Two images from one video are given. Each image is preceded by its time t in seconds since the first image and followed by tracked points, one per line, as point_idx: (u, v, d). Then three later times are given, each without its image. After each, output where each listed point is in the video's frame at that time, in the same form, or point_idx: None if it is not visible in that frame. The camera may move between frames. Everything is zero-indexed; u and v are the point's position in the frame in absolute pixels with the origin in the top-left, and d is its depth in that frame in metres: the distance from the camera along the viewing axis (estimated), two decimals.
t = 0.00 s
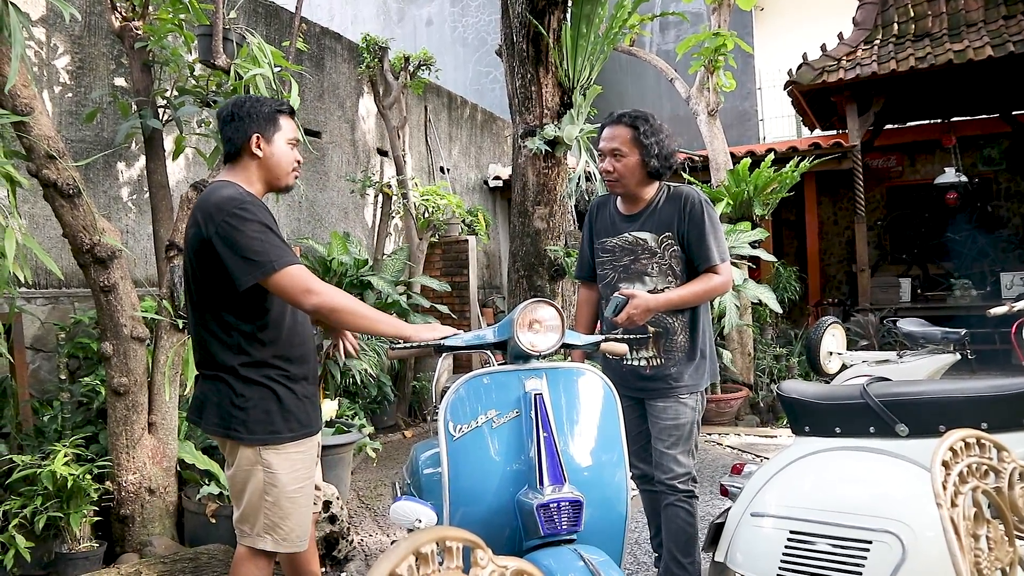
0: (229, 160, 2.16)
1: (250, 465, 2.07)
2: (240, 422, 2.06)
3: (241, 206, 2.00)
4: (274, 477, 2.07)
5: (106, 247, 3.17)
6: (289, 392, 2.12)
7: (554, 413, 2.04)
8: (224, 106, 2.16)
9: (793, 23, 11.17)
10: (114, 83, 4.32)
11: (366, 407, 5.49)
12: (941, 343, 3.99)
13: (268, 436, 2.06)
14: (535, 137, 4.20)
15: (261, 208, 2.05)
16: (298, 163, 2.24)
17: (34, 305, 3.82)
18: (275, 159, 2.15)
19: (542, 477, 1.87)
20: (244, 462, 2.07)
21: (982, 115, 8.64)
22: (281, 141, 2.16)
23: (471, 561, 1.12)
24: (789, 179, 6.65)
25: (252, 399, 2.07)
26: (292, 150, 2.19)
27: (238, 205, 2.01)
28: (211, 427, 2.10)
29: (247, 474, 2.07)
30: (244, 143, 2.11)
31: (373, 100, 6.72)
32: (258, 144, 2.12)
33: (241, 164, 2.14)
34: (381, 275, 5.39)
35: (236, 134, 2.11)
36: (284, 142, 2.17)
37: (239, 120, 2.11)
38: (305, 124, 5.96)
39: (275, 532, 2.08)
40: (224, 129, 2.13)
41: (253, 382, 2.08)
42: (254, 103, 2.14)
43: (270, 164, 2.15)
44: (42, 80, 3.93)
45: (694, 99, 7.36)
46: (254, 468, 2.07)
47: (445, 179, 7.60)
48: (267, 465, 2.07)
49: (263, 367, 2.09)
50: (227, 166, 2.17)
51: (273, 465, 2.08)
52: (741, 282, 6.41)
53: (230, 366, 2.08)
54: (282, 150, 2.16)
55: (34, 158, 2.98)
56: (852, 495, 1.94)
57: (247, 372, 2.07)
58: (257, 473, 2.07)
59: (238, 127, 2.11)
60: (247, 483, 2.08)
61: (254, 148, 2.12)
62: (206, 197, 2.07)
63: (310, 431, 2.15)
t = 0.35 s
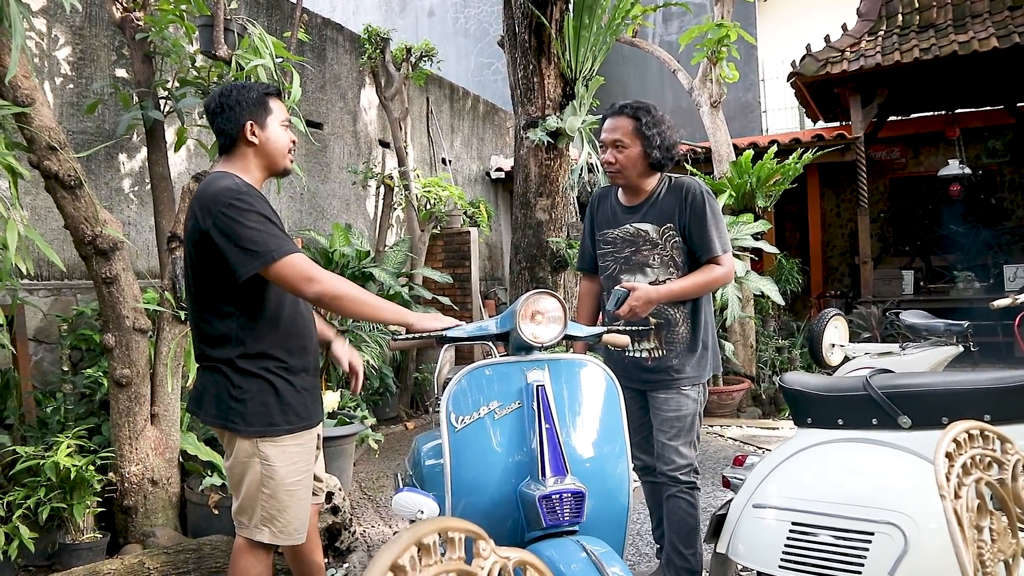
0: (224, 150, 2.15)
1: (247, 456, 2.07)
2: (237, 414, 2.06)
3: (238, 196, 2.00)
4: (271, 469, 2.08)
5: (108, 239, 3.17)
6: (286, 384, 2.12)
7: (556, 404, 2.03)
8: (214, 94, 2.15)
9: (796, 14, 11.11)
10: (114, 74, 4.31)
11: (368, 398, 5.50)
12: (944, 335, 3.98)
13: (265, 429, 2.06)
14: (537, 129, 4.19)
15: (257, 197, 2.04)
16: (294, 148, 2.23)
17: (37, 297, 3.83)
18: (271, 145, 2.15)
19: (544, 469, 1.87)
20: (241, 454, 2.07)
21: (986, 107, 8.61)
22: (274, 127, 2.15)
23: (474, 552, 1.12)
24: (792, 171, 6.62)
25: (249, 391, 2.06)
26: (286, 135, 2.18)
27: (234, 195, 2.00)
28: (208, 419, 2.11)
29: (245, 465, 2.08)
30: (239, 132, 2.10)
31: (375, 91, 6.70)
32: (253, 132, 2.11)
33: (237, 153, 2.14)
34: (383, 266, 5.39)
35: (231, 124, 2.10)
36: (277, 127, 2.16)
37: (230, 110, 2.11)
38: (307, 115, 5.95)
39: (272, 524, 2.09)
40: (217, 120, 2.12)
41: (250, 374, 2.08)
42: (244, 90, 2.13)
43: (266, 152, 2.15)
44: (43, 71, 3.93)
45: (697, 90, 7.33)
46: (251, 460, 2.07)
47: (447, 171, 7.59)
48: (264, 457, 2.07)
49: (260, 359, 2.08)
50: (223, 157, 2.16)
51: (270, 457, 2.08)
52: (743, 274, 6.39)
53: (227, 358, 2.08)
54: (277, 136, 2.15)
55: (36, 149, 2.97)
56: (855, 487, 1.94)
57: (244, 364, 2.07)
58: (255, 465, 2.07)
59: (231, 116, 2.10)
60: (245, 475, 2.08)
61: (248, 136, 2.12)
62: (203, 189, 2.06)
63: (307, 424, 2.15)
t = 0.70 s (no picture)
0: (230, 149, 2.16)
1: (245, 455, 2.08)
2: (234, 413, 2.06)
3: (242, 195, 2.00)
4: (268, 469, 2.08)
5: (110, 236, 3.17)
6: (284, 383, 2.12)
7: (558, 403, 2.03)
8: (221, 93, 2.15)
9: (799, 13, 11.10)
10: (118, 71, 4.32)
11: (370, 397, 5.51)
12: (946, 335, 3.97)
13: (262, 428, 2.07)
14: (539, 128, 4.18)
15: (262, 197, 2.04)
16: (302, 146, 2.23)
17: (39, 294, 3.84)
18: (279, 145, 2.15)
19: (546, 468, 1.88)
20: (239, 453, 2.08)
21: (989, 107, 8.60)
22: (281, 127, 2.15)
23: (476, 550, 1.13)
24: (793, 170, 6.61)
25: (247, 389, 2.07)
26: (292, 134, 2.18)
27: (238, 195, 2.00)
28: (206, 416, 2.11)
29: (242, 464, 2.08)
30: (245, 133, 2.11)
31: (377, 89, 6.70)
32: (259, 132, 2.11)
33: (243, 153, 2.15)
34: (385, 265, 5.38)
35: (237, 124, 2.10)
36: (284, 127, 2.16)
37: (236, 109, 2.10)
38: (309, 113, 5.95)
39: (270, 523, 2.09)
40: (223, 119, 2.12)
41: (248, 372, 2.08)
42: (250, 89, 2.12)
43: (272, 151, 2.15)
44: (46, 68, 3.93)
45: (699, 89, 7.32)
46: (249, 459, 2.08)
47: (449, 169, 7.59)
48: (262, 456, 2.08)
49: (258, 358, 2.08)
50: (230, 156, 2.17)
51: (267, 456, 2.08)
52: (745, 273, 6.39)
53: (226, 356, 2.09)
54: (283, 136, 2.15)
55: (39, 146, 2.98)
56: (857, 487, 1.94)
57: (242, 363, 2.08)
58: (253, 464, 2.08)
59: (236, 116, 2.10)
60: (243, 473, 2.09)
61: (254, 137, 2.12)
62: (207, 188, 2.07)
63: (305, 423, 2.15)
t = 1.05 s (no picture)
0: (225, 148, 2.15)
1: (241, 455, 2.07)
2: (231, 413, 2.05)
3: (239, 195, 2.00)
4: (265, 469, 2.07)
5: (105, 236, 3.16)
6: (280, 383, 2.11)
7: (554, 403, 2.03)
8: (217, 92, 2.14)
9: (795, 13, 11.12)
10: (113, 71, 4.31)
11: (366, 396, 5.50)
12: (942, 334, 3.97)
13: (260, 427, 2.06)
14: (535, 127, 4.17)
15: (257, 196, 2.04)
16: (296, 147, 2.23)
17: (34, 294, 3.83)
18: (273, 145, 2.14)
19: (542, 467, 1.87)
20: (235, 453, 2.07)
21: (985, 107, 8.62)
22: (276, 127, 2.14)
23: (470, 550, 1.13)
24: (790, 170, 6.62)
25: (244, 389, 2.06)
26: (286, 134, 2.17)
27: (235, 194, 2.00)
28: (201, 417, 2.10)
29: (239, 464, 2.08)
30: (240, 133, 2.10)
31: (374, 88, 6.69)
32: (254, 133, 2.11)
33: (237, 153, 2.14)
34: (381, 265, 5.37)
35: (232, 124, 2.10)
36: (280, 128, 2.15)
37: (232, 109, 2.10)
38: (306, 113, 5.94)
39: (267, 523, 2.09)
40: (218, 119, 2.12)
41: (244, 372, 2.07)
42: (247, 89, 2.12)
43: (267, 151, 2.14)
44: (41, 67, 3.92)
45: (695, 89, 7.33)
46: (246, 459, 2.07)
47: (446, 169, 7.58)
48: (259, 456, 2.07)
49: (255, 358, 2.08)
50: (225, 156, 2.16)
51: (264, 456, 2.07)
52: (741, 272, 6.39)
53: (222, 356, 2.08)
54: (278, 136, 2.15)
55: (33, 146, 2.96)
56: (853, 486, 1.94)
57: (238, 362, 2.07)
58: (249, 464, 2.07)
59: (233, 116, 2.10)
60: (239, 473, 2.08)
61: (249, 137, 2.11)
62: (203, 187, 2.06)
63: (301, 423, 2.15)
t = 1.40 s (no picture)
0: (213, 143, 2.13)
1: (234, 454, 2.06)
2: (222, 411, 2.04)
3: (225, 193, 1.98)
4: (258, 467, 2.06)
5: (95, 236, 3.14)
6: (272, 380, 2.10)
7: (548, 396, 2.03)
8: (201, 88, 2.12)
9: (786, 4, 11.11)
10: (101, 70, 4.27)
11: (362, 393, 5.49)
12: (936, 322, 3.98)
13: (252, 426, 2.05)
14: (528, 121, 4.18)
15: (243, 193, 2.02)
16: (283, 142, 2.21)
17: (25, 296, 3.81)
18: (259, 140, 2.13)
19: (537, 461, 1.87)
20: (227, 452, 2.06)
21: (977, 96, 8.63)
22: (262, 122, 2.12)
23: (463, 545, 1.12)
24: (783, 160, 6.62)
25: (236, 388, 2.05)
26: (272, 129, 2.15)
27: (221, 192, 1.98)
28: (192, 415, 2.08)
29: (231, 463, 2.06)
30: (225, 127, 2.08)
31: (365, 84, 6.66)
32: (240, 128, 2.09)
33: (224, 148, 2.12)
34: (375, 261, 5.36)
35: (217, 118, 2.08)
36: (266, 123, 2.14)
37: (218, 105, 2.08)
38: (296, 109, 5.92)
39: (261, 522, 2.08)
40: (204, 114, 2.10)
41: (236, 370, 2.06)
42: (232, 84, 2.10)
43: (254, 147, 2.13)
44: (28, 67, 3.89)
45: (687, 81, 7.32)
46: (238, 458, 2.06)
47: (438, 164, 7.56)
48: (251, 455, 2.06)
49: (247, 356, 2.07)
50: (212, 153, 2.14)
51: (257, 454, 2.06)
52: (735, 264, 6.39)
53: (214, 354, 2.07)
54: (264, 131, 2.13)
55: (21, 146, 2.94)
56: (848, 475, 1.94)
57: (230, 360, 2.06)
58: (242, 463, 2.06)
59: (219, 111, 2.08)
60: (232, 473, 2.07)
61: (235, 133, 2.10)
62: (189, 185, 2.04)
63: (294, 420, 2.13)
